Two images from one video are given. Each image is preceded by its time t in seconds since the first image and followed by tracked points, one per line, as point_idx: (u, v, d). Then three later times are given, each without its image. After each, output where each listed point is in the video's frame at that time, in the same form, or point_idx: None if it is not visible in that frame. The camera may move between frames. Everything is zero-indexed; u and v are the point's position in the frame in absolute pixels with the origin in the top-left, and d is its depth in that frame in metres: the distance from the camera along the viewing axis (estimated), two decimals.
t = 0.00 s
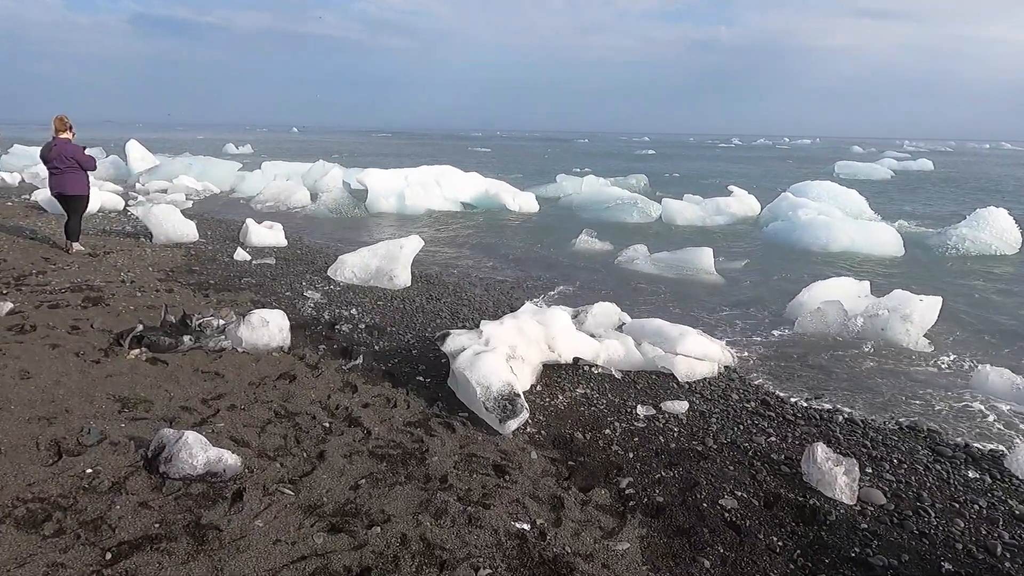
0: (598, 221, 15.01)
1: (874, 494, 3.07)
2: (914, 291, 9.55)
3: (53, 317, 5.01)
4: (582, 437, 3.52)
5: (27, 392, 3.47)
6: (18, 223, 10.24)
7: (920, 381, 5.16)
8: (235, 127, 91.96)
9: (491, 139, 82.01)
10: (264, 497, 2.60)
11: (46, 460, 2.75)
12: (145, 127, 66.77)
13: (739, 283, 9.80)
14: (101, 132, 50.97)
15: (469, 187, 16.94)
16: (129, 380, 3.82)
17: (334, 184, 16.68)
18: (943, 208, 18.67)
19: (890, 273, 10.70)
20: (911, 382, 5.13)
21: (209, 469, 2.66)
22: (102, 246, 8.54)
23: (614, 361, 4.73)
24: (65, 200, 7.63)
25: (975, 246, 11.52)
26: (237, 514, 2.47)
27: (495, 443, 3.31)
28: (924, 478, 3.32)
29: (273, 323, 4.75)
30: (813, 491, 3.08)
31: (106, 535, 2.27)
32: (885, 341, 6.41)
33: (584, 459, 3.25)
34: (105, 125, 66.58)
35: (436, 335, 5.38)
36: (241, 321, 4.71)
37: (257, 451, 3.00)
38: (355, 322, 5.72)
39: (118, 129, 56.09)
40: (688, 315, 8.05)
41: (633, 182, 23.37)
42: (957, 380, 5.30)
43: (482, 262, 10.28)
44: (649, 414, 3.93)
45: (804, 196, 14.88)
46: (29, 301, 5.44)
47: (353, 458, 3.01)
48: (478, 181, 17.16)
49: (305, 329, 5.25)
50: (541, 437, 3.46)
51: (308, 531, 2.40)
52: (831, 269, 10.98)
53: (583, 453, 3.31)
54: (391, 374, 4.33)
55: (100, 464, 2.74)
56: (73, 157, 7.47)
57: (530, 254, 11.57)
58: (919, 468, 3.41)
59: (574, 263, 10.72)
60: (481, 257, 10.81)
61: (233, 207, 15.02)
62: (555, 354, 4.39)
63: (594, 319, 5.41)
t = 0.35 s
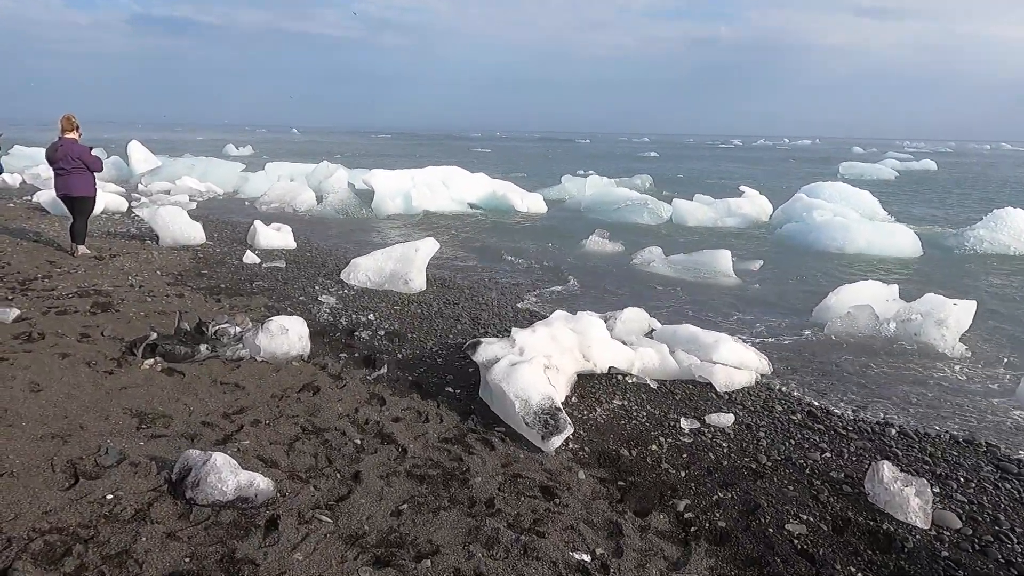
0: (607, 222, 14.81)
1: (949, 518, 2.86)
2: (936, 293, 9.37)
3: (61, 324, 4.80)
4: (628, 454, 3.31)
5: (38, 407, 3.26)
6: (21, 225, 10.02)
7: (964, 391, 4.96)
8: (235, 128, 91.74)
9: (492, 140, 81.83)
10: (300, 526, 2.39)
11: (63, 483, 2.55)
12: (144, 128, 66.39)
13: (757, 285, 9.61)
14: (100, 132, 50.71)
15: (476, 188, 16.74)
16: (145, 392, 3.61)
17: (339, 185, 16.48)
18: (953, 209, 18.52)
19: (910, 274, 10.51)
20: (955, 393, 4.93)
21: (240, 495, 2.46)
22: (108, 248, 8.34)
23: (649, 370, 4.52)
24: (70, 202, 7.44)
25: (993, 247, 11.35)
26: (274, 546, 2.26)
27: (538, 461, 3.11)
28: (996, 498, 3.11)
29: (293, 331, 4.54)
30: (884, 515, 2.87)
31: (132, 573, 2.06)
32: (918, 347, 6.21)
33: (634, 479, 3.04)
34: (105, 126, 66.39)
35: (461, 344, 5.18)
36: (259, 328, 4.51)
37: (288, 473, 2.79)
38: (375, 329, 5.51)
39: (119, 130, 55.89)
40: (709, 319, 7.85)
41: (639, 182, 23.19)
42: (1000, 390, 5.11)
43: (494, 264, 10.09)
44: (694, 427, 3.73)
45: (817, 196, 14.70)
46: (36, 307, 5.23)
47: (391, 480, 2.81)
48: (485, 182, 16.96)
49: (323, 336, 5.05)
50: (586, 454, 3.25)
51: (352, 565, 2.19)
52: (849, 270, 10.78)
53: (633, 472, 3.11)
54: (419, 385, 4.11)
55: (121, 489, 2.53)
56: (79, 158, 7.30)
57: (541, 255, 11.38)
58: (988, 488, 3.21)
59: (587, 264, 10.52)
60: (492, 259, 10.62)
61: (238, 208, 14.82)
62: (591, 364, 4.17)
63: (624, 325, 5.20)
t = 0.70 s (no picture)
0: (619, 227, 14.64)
1: None
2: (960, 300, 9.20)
3: (78, 337, 4.63)
4: (686, 477, 3.14)
5: (62, 429, 3.09)
6: (28, 231, 9.85)
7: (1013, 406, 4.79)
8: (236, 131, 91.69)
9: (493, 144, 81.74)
10: (355, 566, 2.21)
11: (95, 515, 2.37)
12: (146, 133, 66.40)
13: (778, 292, 9.45)
14: (102, 136, 50.61)
15: (485, 192, 16.58)
16: (173, 411, 3.43)
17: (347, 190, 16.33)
18: (965, 214, 18.39)
19: (931, 280, 10.35)
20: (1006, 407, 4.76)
21: (289, 531, 2.28)
22: (118, 255, 8.17)
23: (691, 387, 4.35)
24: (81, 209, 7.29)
25: (1013, 252, 11.20)
26: None
27: (595, 487, 2.93)
28: None
29: (320, 344, 4.36)
30: (969, 547, 2.69)
31: None
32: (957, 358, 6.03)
33: (698, 507, 2.86)
34: (105, 130, 66.19)
35: (491, 357, 5.00)
36: (285, 340, 4.33)
37: (334, 502, 2.61)
38: (400, 340, 5.34)
39: (120, 133, 55.73)
40: (734, 327, 7.69)
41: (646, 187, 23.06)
42: None
43: (509, 271, 9.93)
44: (749, 448, 3.55)
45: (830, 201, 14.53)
46: (51, 318, 5.06)
47: (443, 510, 2.63)
48: (494, 187, 16.80)
49: (349, 349, 4.88)
50: (642, 479, 3.07)
51: None
52: (869, 276, 10.61)
53: (695, 498, 2.93)
54: (455, 401, 3.93)
55: (158, 522, 2.36)
56: (92, 162, 7.21)
57: (555, 261, 11.22)
58: None
59: (604, 269, 10.35)
60: (506, 265, 10.46)
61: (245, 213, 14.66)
62: (634, 380, 3.99)
63: (659, 337, 5.02)
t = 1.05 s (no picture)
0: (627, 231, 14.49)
1: None
2: (981, 305, 9.05)
3: (90, 348, 4.46)
4: (739, 502, 2.97)
5: (79, 451, 2.91)
6: (32, 235, 9.67)
7: None
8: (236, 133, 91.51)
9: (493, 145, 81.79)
10: None
11: (121, 551, 2.20)
12: (145, 135, 66.14)
13: (795, 297, 9.29)
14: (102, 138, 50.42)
15: (492, 195, 16.42)
16: (194, 429, 3.26)
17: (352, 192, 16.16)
18: (974, 217, 18.26)
19: (948, 284, 10.20)
20: None
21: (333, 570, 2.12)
22: (126, 260, 8.01)
23: (729, 402, 4.17)
24: (89, 213, 7.13)
25: None
26: None
27: (647, 514, 2.76)
28: None
29: (342, 357, 4.19)
30: None
31: None
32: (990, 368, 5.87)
33: (757, 536, 2.70)
34: (105, 131, 66.05)
35: (517, 370, 4.83)
36: (307, 352, 4.16)
37: (374, 535, 2.44)
38: (421, 351, 5.18)
39: (120, 135, 55.60)
40: (755, 333, 7.52)
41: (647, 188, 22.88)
42: None
43: (522, 276, 9.77)
44: (799, 469, 3.38)
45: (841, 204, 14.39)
46: (60, 328, 4.89)
47: (491, 543, 2.46)
48: (501, 189, 16.65)
49: (370, 361, 4.71)
50: (694, 505, 2.90)
51: None
52: (885, 279, 10.46)
53: (753, 527, 2.76)
54: (487, 417, 3.76)
55: (189, 559, 2.19)
56: (100, 166, 7.05)
57: (567, 265, 11.06)
58: None
59: (617, 273, 10.20)
60: (518, 270, 10.30)
61: (251, 217, 14.50)
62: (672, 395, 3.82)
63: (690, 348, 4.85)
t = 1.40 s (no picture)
0: (636, 232, 14.30)
1: None
2: (1003, 308, 8.87)
3: (98, 361, 4.24)
4: (806, 534, 2.75)
5: (93, 481, 2.70)
6: (33, 238, 9.45)
7: None
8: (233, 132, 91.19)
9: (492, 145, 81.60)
10: None
11: None
12: (140, 133, 65.81)
13: (813, 301, 9.11)
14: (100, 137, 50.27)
15: (498, 195, 16.21)
16: (214, 453, 3.04)
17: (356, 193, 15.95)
18: (983, 217, 18.10)
19: (967, 286, 10.01)
20: None
21: None
22: (129, 264, 7.78)
23: (774, 418, 3.96)
24: (92, 217, 6.91)
25: None
26: None
27: (712, 551, 2.55)
28: None
29: (366, 371, 3.97)
30: None
31: None
32: None
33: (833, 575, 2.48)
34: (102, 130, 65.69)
35: (545, 384, 4.61)
36: (329, 367, 3.94)
37: None
38: (443, 361, 4.96)
39: (117, 134, 55.31)
40: (777, 338, 7.32)
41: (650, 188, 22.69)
42: None
43: (534, 279, 9.57)
44: (861, 494, 3.16)
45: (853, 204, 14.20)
46: (67, 338, 4.68)
47: None
48: (507, 190, 16.43)
49: (392, 374, 4.49)
50: (759, 538, 2.69)
51: None
52: (903, 281, 10.28)
53: (827, 564, 2.55)
54: (523, 437, 3.54)
55: None
56: (103, 167, 6.81)
57: (577, 267, 10.86)
58: None
59: (630, 275, 10.00)
60: (529, 273, 10.09)
61: (253, 218, 14.28)
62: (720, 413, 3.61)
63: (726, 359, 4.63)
